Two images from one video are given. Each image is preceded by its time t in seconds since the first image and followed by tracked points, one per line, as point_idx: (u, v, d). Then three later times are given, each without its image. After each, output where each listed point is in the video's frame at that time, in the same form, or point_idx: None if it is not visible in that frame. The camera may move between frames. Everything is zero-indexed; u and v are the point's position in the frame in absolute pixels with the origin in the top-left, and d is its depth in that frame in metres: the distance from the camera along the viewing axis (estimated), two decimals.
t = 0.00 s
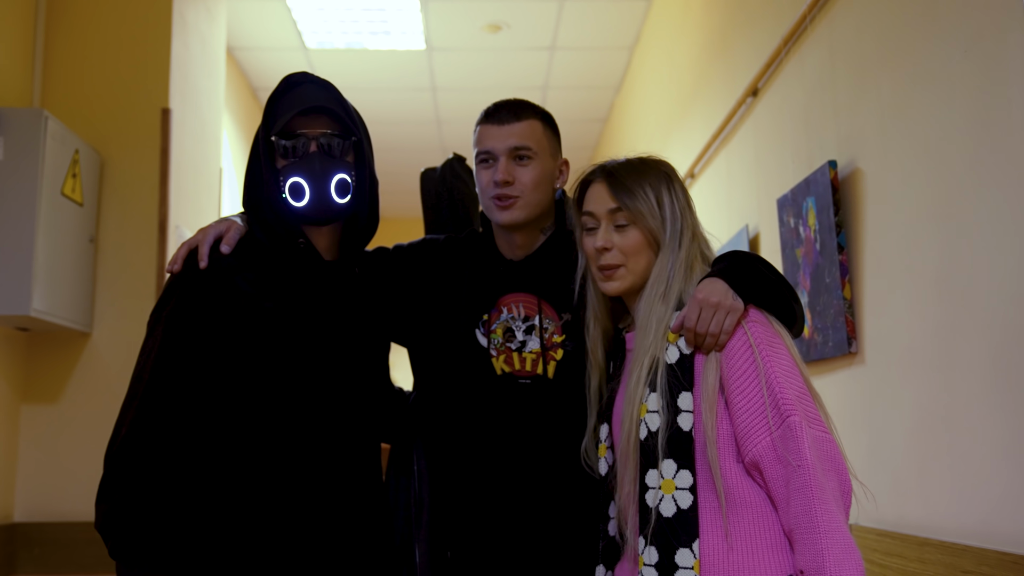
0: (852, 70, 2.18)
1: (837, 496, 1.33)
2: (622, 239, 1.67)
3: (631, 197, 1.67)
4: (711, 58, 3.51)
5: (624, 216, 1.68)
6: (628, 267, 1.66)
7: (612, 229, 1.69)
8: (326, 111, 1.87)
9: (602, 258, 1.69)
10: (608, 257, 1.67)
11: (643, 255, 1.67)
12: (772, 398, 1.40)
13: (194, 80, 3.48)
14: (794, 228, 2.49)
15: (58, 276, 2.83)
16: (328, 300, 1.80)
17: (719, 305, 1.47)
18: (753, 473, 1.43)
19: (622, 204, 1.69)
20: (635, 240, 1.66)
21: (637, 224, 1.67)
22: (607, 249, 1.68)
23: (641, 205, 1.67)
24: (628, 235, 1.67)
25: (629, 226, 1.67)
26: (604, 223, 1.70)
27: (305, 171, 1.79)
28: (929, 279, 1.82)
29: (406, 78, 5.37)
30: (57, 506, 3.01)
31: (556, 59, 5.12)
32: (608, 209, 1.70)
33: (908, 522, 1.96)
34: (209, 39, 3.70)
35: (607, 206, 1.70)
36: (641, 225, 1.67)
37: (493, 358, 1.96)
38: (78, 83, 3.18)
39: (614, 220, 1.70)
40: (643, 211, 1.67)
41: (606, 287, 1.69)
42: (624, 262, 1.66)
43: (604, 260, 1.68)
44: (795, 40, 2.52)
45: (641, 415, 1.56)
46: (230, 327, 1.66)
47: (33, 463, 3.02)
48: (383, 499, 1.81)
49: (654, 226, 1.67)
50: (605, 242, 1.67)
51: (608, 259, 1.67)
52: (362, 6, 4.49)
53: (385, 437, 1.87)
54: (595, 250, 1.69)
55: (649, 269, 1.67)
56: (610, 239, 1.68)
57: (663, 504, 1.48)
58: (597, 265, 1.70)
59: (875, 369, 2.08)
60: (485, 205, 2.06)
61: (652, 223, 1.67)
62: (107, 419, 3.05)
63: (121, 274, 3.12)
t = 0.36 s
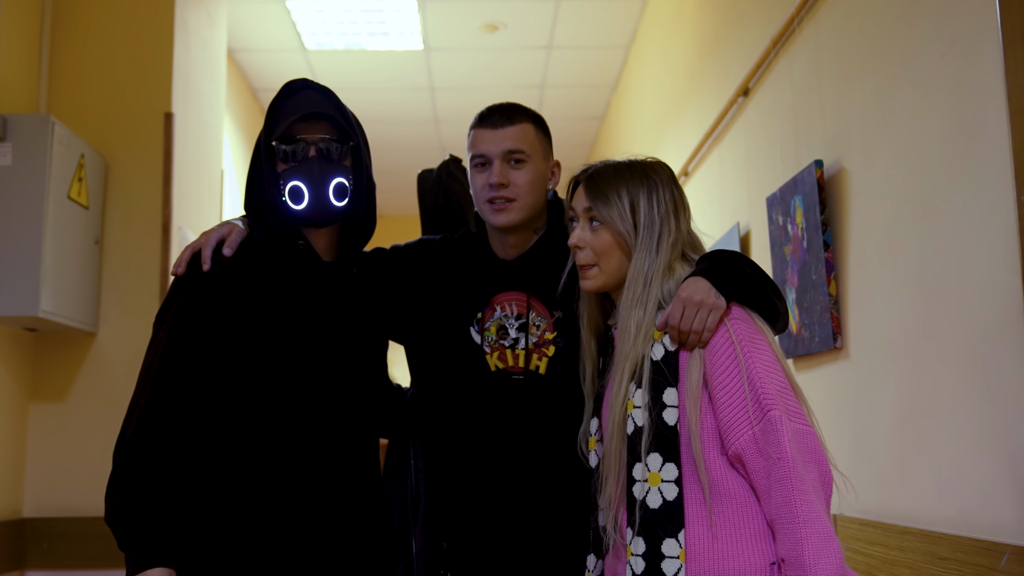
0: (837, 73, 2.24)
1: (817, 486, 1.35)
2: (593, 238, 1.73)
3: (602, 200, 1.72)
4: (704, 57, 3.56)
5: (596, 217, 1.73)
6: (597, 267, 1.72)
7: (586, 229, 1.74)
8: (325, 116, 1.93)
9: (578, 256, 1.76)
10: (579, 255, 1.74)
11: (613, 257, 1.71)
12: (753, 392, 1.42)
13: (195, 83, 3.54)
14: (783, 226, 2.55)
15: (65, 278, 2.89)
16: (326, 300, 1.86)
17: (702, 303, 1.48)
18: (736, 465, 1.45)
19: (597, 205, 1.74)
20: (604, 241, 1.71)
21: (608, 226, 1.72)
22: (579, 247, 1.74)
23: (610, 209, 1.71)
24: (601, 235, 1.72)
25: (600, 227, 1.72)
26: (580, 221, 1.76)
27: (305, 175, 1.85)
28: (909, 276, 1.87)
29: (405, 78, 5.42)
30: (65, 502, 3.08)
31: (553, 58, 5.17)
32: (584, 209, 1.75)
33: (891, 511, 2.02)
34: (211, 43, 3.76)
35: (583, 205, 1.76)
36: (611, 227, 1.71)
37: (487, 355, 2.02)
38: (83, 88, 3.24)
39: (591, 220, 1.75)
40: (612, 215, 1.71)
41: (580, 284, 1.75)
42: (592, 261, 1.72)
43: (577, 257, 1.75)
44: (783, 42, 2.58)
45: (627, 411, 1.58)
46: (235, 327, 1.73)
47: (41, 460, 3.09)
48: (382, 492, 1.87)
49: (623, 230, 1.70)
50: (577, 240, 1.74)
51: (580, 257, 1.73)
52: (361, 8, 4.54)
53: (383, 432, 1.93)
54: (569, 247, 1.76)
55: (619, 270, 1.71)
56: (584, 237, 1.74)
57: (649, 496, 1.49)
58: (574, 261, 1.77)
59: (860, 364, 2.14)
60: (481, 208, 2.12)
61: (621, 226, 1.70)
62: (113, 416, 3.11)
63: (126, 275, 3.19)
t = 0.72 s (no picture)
0: (823, 77, 2.30)
1: (799, 480, 1.39)
2: (587, 237, 1.77)
3: (600, 202, 1.76)
4: (697, 60, 3.62)
5: (592, 217, 1.77)
6: (590, 265, 1.76)
7: (581, 228, 1.79)
8: (326, 120, 1.99)
9: (570, 253, 1.80)
10: (572, 252, 1.78)
11: (606, 256, 1.75)
12: (738, 387, 1.46)
13: (198, 86, 3.60)
14: (772, 226, 2.60)
15: (70, 277, 2.95)
16: (326, 299, 1.92)
17: (688, 301, 1.51)
18: (721, 458, 1.48)
19: (594, 206, 1.78)
20: (598, 240, 1.75)
21: (603, 227, 1.76)
22: (573, 244, 1.78)
23: (608, 211, 1.76)
24: (594, 235, 1.76)
25: (595, 227, 1.76)
26: (576, 220, 1.80)
27: (306, 178, 1.91)
28: (891, 275, 1.93)
29: (405, 78, 5.48)
30: (69, 497, 3.14)
31: (550, 59, 5.23)
32: (580, 209, 1.80)
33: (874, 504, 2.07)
34: (213, 45, 3.82)
35: (580, 205, 1.80)
36: (606, 227, 1.75)
37: (482, 352, 2.08)
38: (87, 91, 3.30)
39: (586, 220, 1.80)
40: (608, 216, 1.76)
41: (569, 278, 1.80)
42: (586, 259, 1.76)
43: (570, 254, 1.79)
44: (772, 46, 2.63)
45: (617, 406, 1.61)
46: (239, 324, 1.79)
47: (46, 456, 3.15)
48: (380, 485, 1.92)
49: (617, 232, 1.75)
50: (572, 238, 1.78)
51: (574, 254, 1.78)
52: (361, 10, 4.60)
53: (381, 427, 1.98)
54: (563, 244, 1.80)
55: (610, 270, 1.75)
56: (578, 236, 1.78)
57: (638, 489, 1.52)
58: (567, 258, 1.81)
59: (845, 360, 2.20)
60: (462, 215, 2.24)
61: (617, 228, 1.75)
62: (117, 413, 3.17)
63: (129, 274, 3.25)
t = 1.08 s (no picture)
0: (815, 73, 2.33)
1: (788, 467, 1.42)
2: (595, 230, 1.77)
3: (609, 196, 1.77)
4: (694, 54, 3.65)
5: (600, 210, 1.78)
6: (595, 257, 1.76)
7: (587, 220, 1.79)
8: (329, 117, 2.03)
9: (573, 244, 1.80)
10: (578, 244, 1.78)
11: (611, 248, 1.76)
12: (729, 377, 1.49)
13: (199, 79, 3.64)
14: (765, 219, 2.64)
15: (74, 270, 3.00)
16: (326, 291, 1.96)
17: (682, 293, 1.54)
18: (712, 447, 1.52)
19: (601, 199, 1.79)
20: (606, 233, 1.77)
21: (610, 220, 1.77)
22: (579, 236, 1.78)
23: (617, 205, 1.77)
24: (600, 227, 1.77)
25: (602, 220, 1.78)
26: (582, 213, 1.81)
27: (310, 173, 1.95)
28: (879, 268, 1.97)
29: (405, 71, 5.51)
30: (75, 485, 3.19)
31: (550, 52, 5.26)
32: (587, 201, 1.80)
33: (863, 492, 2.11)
34: (214, 39, 3.85)
35: (587, 198, 1.81)
36: (614, 221, 1.77)
37: (478, 343, 2.11)
38: (90, 85, 3.34)
39: (591, 212, 1.80)
40: (616, 210, 1.77)
41: (570, 269, 1.80)
42: (591, 251, 1.77)
43: (575, 245, 1.79)
44: (767, 42, 2.67)
45: (611, 395, 1.64)
46: (241, 316, 1.83)
47: (52, 445, 3.20)
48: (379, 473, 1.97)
49: (625, 226, 1.76)
50: (578, 230, 1.78)
51: (579, 245, 1.78)
52: (361, 3, 4.63)
53: (380, 417, 2.03)
54: (568, 235, 1.80)
55: (615, 262, 1.76)
56: (584, 229, 1.79)
57: (631, 475, 1.56)
58: (569, 249, 1.81)
59: (835, 352, 2.24)
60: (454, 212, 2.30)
61: (624, 222, 1.76)
62: (121, 402, 3.22)
63: (132, 266, 3.29)
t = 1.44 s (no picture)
0: (812, 67, 2.34)
1: (780, 459, 1.43)
2: (593, 225, 1.79)
3: (608, 191, 1.79)
4: (693, 46, 3.66)
5: (599, 205, 1.80)
6: (593, 252, 1.78)
7: (586, 215, 1.81)
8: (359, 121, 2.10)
9: (573, 239, 1.82)
10: (577, 239, 1.80)
11: (609, 243, 1.78)
12: (722, 370, 1.50)
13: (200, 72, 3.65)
14: (763, 212, 2.65)
15: (76, 262, 3.02)
16: (324, 284, 1.98)
17: (676, 287, 1.55)
18: (705, 438, 1.53)
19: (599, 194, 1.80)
20: (604, 229, 1.78)
21: (609, 215, 1.79)
22: (578, 231, 1.80)
23: (615, 200, 1.78)
24: (599, 223, 1.79)
25: (601, 215, 1.79)
26: (580, 208, 1.82)
27: (365, 175, 2.03)
28: (874, 262, 1.98)
29: (407, 64, 5.52)
30: (78, 475, 3.22)
31: (551, 44, 5.26)
32: (585, 197, 1.82)
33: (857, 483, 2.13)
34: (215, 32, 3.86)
35: (585, 193, 1.82)
36: (612, 216, 1.78)
37: (477, 336, 2.13)
38: (92, 78, 3.36)
39: (590, 207, 1.82)
40: (614, 205, 1.79)
41: (568, 263, 1.82)
42: (589, 247, 1.78)
43: (574, 240, 1.81)
44: (765, 36, 2.67)
45: (606, 386, 1.66)
46: (240, 308, 1.85)
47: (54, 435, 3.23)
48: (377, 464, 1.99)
49: (623, 221, 1.78)
50: (577, 225, 1.80)
51: (578, 241, 1.80)
52: None
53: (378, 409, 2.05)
54: (567, 230, 1.82)
55: (613, 257, 1.78)
56: (582, 224, 1.81)
57: (625, 466, 1.56)
58: (568, 244, 1.83)
59: (831, 345, 2.25)
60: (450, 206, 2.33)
61: (622, 217, 1.78)
62: (123, 393, 3.25)
63: (134, 258, 3.31)
